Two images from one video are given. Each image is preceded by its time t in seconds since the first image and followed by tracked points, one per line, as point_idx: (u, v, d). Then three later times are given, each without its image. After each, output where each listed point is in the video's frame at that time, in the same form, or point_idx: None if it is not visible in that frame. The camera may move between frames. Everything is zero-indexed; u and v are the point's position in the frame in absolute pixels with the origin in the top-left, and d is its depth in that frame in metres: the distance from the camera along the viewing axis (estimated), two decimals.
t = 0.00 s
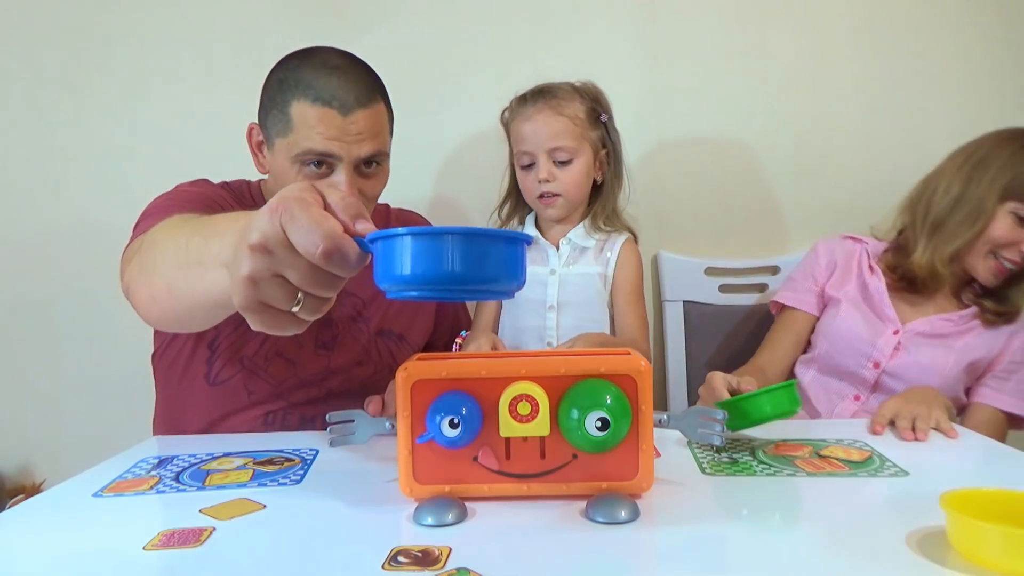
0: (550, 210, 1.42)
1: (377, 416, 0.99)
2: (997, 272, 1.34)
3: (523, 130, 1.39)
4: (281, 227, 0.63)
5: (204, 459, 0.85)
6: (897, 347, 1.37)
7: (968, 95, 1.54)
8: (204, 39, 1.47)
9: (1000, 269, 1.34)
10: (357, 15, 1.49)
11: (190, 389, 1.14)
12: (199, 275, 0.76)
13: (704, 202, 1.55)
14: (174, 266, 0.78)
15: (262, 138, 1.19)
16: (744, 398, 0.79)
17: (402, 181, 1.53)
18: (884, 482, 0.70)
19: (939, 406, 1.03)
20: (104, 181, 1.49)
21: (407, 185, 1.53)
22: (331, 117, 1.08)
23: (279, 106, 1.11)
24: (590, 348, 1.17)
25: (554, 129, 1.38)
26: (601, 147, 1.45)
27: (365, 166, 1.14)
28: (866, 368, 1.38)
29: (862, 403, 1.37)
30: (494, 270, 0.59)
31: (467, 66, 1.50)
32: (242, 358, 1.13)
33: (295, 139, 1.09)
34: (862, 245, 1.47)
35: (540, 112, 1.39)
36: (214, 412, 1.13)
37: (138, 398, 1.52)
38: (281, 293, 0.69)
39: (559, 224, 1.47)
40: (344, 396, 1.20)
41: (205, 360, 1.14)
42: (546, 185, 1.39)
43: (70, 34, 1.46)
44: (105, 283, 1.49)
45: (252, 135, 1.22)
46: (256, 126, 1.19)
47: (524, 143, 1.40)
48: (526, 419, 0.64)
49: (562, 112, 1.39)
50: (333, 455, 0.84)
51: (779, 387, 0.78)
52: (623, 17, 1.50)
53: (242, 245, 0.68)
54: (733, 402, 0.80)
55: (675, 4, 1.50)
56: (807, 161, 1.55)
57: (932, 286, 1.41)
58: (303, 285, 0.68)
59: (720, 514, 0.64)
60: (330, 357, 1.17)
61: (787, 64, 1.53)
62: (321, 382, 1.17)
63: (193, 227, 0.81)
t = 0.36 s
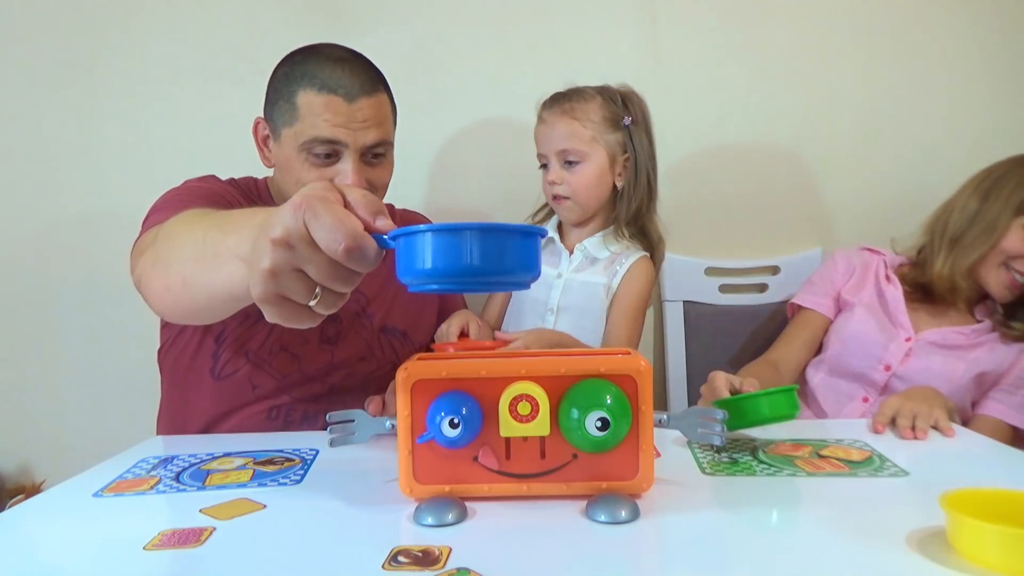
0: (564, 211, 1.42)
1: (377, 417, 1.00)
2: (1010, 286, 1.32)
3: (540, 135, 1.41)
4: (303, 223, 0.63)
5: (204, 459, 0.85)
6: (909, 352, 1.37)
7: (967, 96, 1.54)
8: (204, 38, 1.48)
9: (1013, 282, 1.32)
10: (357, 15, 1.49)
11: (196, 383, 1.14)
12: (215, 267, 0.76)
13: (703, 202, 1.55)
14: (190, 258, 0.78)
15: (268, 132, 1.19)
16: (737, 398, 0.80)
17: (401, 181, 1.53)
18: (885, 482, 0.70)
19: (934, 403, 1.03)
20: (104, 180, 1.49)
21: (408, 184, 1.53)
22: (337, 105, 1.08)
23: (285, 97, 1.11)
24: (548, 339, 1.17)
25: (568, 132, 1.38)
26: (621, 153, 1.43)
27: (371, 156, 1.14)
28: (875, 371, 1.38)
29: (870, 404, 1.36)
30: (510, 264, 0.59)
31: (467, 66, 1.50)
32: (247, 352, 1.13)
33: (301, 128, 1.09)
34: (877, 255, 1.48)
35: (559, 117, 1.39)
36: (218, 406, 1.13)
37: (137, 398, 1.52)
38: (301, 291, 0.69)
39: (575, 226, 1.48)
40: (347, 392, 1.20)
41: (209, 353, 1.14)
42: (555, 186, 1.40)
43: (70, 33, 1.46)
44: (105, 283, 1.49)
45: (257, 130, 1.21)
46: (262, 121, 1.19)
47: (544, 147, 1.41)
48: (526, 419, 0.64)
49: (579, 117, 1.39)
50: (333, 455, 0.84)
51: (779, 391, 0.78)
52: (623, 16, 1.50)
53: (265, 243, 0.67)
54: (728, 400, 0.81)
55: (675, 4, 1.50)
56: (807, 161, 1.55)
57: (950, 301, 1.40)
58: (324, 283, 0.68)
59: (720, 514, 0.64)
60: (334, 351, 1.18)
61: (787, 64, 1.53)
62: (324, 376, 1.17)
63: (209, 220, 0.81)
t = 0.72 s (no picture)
0: (565, 215, 1.41)
1: (377, 417, 1.00)
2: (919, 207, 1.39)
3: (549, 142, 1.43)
4: (279, 205, 0.64)
5: (204, 459, 0.85)
6: (883, 341, 1.37)
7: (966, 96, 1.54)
8: (204, 38, 1.47)
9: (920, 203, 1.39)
10: (357, 15, 1.49)
11: (189, 377, 1.13)
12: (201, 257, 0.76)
13: (703, 201, 1.55)
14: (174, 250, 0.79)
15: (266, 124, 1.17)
16: (740, 397, 0.80)
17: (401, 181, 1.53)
18: (885, 482, 0.70)
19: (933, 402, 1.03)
20: (104, 180, 1.49)
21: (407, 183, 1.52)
22: (341, 100, 1.09)
23: (287, 91, 1.11)
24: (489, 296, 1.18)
25: (568, 138, 1.38)
26: (624, 163, 1.40)
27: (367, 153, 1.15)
28: (851, 364, 1.37)
29: (853, 398, 1.36)
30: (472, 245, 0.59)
31: (467, 66, 1.50)
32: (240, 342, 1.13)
33: (304, 121, 1.09)
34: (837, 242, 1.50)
35: (564, 124, 1.39)
36: (213, 398, 1.13)
37: (137, 398, 1.52)
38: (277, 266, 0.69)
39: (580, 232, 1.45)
40: (342, 381, 1.20)
41: (202, 346, 1.12)
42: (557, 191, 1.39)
43: (70, 33, 1.46)
44: (104, 283, 1.49)
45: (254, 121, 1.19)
46: (259, 111, 1.17)
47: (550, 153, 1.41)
48: (526, 419, 0.64)
49: (582, 124, 1.39)
50: (333, 455, 0.84)
51: (780, 387, 0.79)
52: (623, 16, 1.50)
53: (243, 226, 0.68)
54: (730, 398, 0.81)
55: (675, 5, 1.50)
56: (807, 161, 1.55)
57: (905, 262, 1.47)
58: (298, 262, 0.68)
59: (719, 513, 0.64)
60: (326, 340, 1.18)
61: (787, 64, 1.53)
62: (318, 365, 1.17)
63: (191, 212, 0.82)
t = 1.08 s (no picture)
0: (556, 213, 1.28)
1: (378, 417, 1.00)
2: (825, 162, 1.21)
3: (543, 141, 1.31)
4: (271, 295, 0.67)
5: (204, 459, 0.85)
6: (833, 332, 1.20)
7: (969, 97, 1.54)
8: (204, 38, 1.47)
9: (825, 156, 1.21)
10: (359, 15, 1.48)
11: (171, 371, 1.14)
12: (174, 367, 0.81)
13: (704, 201, 1.55)
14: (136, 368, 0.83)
15: (255, 126, 1.14)
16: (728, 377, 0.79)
17: (401, 180, 1.52)
18: (885, 482, 0.70)
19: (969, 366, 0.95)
20: (103, 179, 1.48)
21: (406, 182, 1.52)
22: (341, 101, 1.11)
23: (284, 91, 1.10)
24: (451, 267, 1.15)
25: (550, 136, 1.26)
26: (605, 155, 1.24)
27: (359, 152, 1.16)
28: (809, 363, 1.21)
29: (822, 400, 1.21)
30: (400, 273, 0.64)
31: (468, 66, 1.50)
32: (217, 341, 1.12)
33: (305, 121, 1.09)
34: (761, 229, 1.34)
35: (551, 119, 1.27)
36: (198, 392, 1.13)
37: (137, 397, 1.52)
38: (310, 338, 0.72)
39: (577, 228, 1.30)
40: (325, 371, 1.19)
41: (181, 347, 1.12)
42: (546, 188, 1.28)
43: (71, 33, 1.46)
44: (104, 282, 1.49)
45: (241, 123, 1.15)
46: (248, 114, 1.14)
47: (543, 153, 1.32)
48: (526, 419, 0.64)
49: (566, 120, 1.26)
50: (333, 455, 0.84)
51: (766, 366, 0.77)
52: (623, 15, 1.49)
53: (257, 327, 0.72)
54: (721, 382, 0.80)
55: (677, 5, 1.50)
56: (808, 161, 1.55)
57: (834, 233, 1.30)
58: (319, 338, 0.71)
59: (718, 513, 0.64)
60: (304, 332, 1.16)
61: (789, 64, 1.52)
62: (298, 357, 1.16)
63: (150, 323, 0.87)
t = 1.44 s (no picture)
0: (552, 213, 1.28)
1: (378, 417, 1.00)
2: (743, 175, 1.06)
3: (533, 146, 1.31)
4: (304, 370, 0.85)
5: (204, 459, 0.85)
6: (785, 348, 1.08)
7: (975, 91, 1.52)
8: (199, 37, 1.42)
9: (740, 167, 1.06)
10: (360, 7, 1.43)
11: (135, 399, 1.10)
12: (195, 428, 0.90)
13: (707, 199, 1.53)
14: (140, 430, 0.89)
15: (218, 149, 1.10)
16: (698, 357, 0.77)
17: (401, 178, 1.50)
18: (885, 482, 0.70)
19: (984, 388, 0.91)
20: (101, 178, 1.44)
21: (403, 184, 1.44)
22: (309, 110, 1.10)
23: (249, 109, 1.08)
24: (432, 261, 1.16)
25: (539, 138, 1.26)
26: (596, 154, 1.24)
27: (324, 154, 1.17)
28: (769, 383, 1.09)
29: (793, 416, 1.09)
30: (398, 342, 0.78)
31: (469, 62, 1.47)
32: (168, 365, 1.07)
33: (276, 137, 1.08)
34: (708, 240, 1.21)
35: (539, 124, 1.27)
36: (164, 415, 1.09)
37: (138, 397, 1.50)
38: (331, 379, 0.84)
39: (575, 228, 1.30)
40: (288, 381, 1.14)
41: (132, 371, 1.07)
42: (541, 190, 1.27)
43: (65, 30, 1.42)
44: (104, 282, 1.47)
45: (203, 146, 1.11)
46: (208, 137, 1.10)
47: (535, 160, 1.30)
48: (526, 419, 0.64)
49: (554, 122, 1.25)
50: (333, 455, 0.84)
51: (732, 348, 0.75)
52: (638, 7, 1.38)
53: (287, 392, 0.89)
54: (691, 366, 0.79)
55: None
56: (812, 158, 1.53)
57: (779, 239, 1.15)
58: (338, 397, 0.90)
59: (717, 514, 0.64)
60: (261, 345, 1.10)
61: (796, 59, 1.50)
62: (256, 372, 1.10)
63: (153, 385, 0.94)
